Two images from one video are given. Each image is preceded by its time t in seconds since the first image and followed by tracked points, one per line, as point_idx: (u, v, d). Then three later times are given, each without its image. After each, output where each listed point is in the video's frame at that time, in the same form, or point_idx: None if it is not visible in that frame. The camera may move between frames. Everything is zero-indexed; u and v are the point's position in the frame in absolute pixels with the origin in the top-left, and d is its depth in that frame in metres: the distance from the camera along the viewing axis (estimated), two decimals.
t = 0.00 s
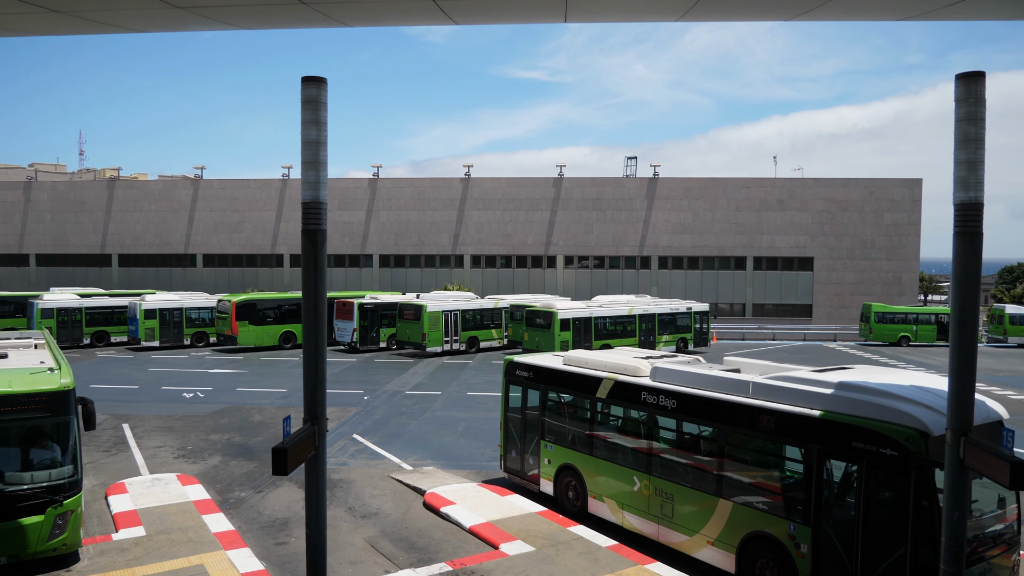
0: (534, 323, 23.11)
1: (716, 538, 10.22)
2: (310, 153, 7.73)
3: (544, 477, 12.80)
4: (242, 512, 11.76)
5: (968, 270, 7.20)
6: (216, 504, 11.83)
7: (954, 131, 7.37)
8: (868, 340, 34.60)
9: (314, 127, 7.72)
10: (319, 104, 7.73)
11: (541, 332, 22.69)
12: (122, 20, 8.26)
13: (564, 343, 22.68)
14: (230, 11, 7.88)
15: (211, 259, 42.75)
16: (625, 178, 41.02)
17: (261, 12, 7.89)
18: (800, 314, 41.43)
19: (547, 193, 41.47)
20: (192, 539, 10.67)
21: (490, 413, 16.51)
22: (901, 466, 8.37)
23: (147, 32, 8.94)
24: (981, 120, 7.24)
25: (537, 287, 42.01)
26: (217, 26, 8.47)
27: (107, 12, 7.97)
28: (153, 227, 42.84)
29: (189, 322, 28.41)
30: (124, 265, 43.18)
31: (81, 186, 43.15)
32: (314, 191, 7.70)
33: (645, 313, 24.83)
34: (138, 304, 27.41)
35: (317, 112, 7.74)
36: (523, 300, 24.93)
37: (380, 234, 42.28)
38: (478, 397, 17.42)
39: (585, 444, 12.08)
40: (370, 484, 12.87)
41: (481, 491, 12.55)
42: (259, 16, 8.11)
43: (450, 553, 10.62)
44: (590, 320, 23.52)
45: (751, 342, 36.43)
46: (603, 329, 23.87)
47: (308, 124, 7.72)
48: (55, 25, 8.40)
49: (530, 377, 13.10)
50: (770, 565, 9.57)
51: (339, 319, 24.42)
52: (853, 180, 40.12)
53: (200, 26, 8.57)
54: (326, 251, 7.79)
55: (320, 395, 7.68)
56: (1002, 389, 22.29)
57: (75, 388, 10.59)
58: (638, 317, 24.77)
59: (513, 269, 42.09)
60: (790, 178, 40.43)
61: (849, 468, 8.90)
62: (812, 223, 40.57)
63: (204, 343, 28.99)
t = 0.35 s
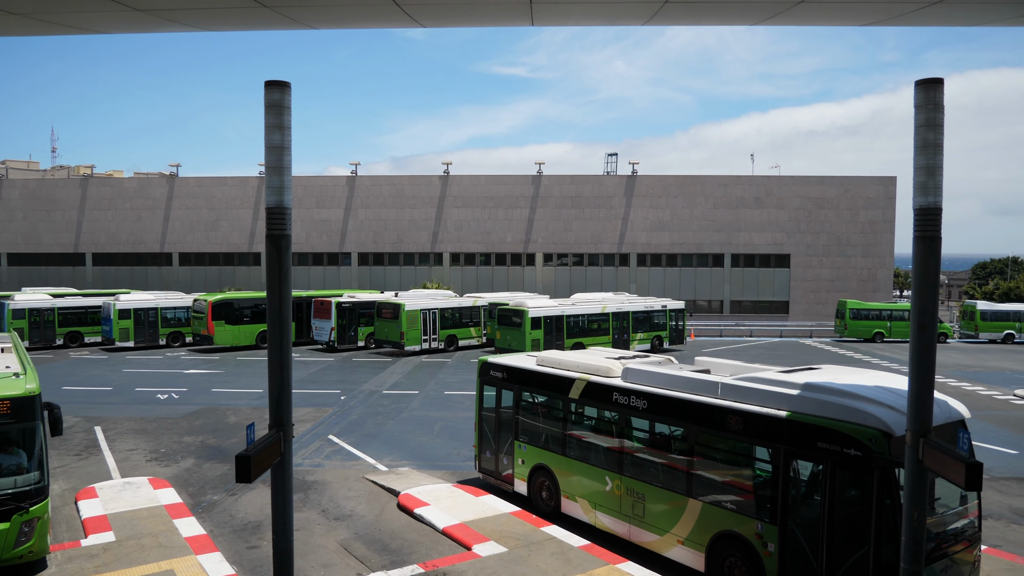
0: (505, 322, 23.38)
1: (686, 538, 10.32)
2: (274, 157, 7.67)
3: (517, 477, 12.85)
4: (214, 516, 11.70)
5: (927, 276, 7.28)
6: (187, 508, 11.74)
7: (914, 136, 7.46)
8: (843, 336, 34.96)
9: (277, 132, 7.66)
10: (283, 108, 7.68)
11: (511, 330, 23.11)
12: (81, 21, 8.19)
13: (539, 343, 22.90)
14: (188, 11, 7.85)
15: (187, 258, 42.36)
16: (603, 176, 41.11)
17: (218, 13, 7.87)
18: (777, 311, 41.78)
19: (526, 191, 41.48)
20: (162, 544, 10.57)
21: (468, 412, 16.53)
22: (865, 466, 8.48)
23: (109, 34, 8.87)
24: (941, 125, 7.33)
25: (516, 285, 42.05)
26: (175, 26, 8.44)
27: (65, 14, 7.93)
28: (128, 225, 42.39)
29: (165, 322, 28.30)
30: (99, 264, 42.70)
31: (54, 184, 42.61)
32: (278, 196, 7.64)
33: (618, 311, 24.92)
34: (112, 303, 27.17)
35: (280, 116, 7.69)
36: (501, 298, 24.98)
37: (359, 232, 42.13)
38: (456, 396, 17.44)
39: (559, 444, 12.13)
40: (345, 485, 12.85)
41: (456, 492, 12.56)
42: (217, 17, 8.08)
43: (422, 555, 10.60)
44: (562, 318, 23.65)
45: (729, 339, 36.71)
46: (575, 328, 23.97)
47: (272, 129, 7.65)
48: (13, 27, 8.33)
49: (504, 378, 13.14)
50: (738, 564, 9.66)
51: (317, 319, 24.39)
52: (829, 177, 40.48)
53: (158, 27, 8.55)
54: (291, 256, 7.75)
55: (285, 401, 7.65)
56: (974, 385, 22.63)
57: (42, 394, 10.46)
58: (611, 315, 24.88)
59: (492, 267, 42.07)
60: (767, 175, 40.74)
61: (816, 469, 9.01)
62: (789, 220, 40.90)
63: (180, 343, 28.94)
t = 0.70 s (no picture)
0: (474, 317, 23.45)
1: (655, 534, 10.42)
2: (235, 159, 7.62)
3: (489, 475, 12.91)
4: (184, 517, 11.63)
5: (885, 273, 7.36)
6: (157, 510, 11.63)
7: (873, 138, 7.56)
8: (817, 329, 35.35)
9: (238, 133, 7.61)
10: (243, 110, 7.64)
11: (480, 325, 23.20)
12: (35, 20, 8.11)
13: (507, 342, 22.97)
14: (146, 11, 7.83)
15: (160, 254, 41.86)
16: (580, 170, 41.14)
17: (176, 12, 7.86)
18: (752, 304, 42.14)
19: (503, 185, 41.41)
20: (131, 547, 10.45)
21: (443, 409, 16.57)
22: (828, 462, 8.60)
23: (65, 31, 8.77)
24: (898, 128, 7.44)
25: (493, 280, 42.01)
26: (134, 25, 8.42)
27: (19, 13, 7.86)
28: (100, 220, 41.83)
29: (138, 319, 28.10)
30: (70, 260, 42.12)
31: (23, 179, 41.92)
32: (239, 198, 7.60)
33: (589, 306, 25.10)
34: (83, 301, 26.84)
35: (241, 118, 7.65)
36: (478, 293, 24.95)
37: (335, 227, 41.90)
38: (431, 393, 17.46)
39: (530, 442, 12.19)
40: (317, 484, 12.85)
41: (428, 490, 12.59)
42: (177, 16, 8.06)
43: (393, 554, 10.60)
44: (531, 313, 23.74)
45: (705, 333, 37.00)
46: (543, 323, 24.04)
47: (232, 130, 7.60)
48: None
49: (476, 376, 13.19)
50: (705, 559, 9.78)
51: (292, 315, 24.28)
52: (802, 172, 40.84)
53: (117, 25, 8.52)
54: (253, 258, 7.71)
55: (247, 403, 7.63)
56: (943, 377, 23.05)
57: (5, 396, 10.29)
58: (583, 310, 25.03)
59: (469, 262, 42.00)
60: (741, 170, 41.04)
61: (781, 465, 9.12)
62: (763, 214, 41.22)
63: (154, 339, 28.76)
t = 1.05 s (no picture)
0: (446, 313, 23.39)
1: (627, 532, 10.49)
2: (198, 161, 7.52)
3: (464, 473, 12.94)
4: (156, 519, 11.53)
5: (848, 274, 7.41)
6: (127, 512, 11.51)
7: (837, 141, 7.59)
8: (794, 323, 35.68)
9: (201, 135, 7.51)
10: (206, 112, 7.53)
11: (451, 321, 23.16)
12: None
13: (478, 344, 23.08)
14: (106, 10, 7.78)
15: (136, 250, 41.40)
16: (559, 165, 41.14)
17: (137, 11, 7.78)
18: (730, 299, 42.44)
19: (482, 180, 41.31)
20: (101, 550, 10.25)
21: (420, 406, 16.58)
22: (794, 460, 8.67)
23: (25, 28, 8.65)
24: (861, 130, 7.48)
25: (473, 276, 41.96)
26: (95, 24, 8.36)
27: None
28: (73, 216, 41.26)
29: (112, 317, 27.90)
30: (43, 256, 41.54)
31: None
32: (203, 201, 7.50)
33: (563, 302, 25.22)
34: (56, 298, 26.55)
35: (204, 120, 7.54)
36: (456, 288, 24.94)
37: (313, 222, 41.64)
38: (408, 390, 17.46)
39: (503, 441, 12.22)
40: (291, 484, 12.80)
41: (403, 489, 12.58)
42: (138, 15, 8.02)
43: (366, 554, 10.57)
44: (503, 309, 23.79)
45: (684, 327, 37.23)
46: (516, 319, 24.13)
47: (195, 132, 7.50)
48: None
49: (450, 374, 13.20)
50: (677, 557, 9.87)
51: (270, 311, 24.15)
52: (780, 167, 41.12)
53: (78, 24, 8.47)
54: (217, 262, 7.62)
55: (213, 407, 7.56)
56: (915, 371, 23.38)
57: None
58: (555, 306, 25.14)
59: (449, 257, 41.91)
60: (720, 165, 41.27)
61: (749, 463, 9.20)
62: (741, 209, 41.50)
63: (128, 337, 28.54)
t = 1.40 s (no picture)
0: (417, 309, 23.27)
1: (599, 531, 10.57)
2: (162, 165, 7.42)
3: (439, 472, 12.97)
4: (127, 521, 11.45)
5: (813, 277, 7.47)
6: (99, 514, 11.43)
7: (803, 145, 7.63)
8: (773, 319, 35.95)
9: (165, 138, 7.42)
10: (170, 114, 7.45)
11: (422, 318, 23.06)
12: None
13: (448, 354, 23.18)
14: (71, 10, 7.74)
15: (113, 246, 41.04)
16: (540, 161, 41.13)
17: (101, 11, 7.74)
18: (710, 295, 42.69)
19: (463, 177, 41.22)
20: (71, 552, 10.16)
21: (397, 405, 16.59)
22: (762, 461, 8.75)
23: None
24: (826, 135, 7.52)
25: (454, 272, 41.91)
26: (60, 22, 8.32)
27: None
28: (49, 211, 40.85)
29: (89, 314, 27.86)
30: (18, 252, 41.12)
31: None
32: (167, 204, 7.43)
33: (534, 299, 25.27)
34: (30, 296, 26.45)
35: (168, 122, 7.45)
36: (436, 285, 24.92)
37: (293, 218, 41.43)
38: (386, 388, 17.45)
39: (478, 440, 12.25)
40: (266, 484, 12.78)
41: (377, 489, 12.59)
42: (102, 14, 7.96)
43: (340, 555, 10.55)
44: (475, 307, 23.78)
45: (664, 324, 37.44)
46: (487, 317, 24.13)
47: (159, 135, 7.41)
48: None
49: (425, 374, 13.21)
50: (647, 556, 9.95)
51: (248, 308, 24.07)
52: (759, 164, 41.33)
53: (42, 22, 8.40)
54: (182, 265, 7.54)
55: (179, 410, 7.52)
56: (890, 367, 23.73)
57: None
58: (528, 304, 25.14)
59: (430, 254, 41.82)
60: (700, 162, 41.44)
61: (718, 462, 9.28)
62: (721, 206, 41.71)
63: (105, 334, 28.46)
